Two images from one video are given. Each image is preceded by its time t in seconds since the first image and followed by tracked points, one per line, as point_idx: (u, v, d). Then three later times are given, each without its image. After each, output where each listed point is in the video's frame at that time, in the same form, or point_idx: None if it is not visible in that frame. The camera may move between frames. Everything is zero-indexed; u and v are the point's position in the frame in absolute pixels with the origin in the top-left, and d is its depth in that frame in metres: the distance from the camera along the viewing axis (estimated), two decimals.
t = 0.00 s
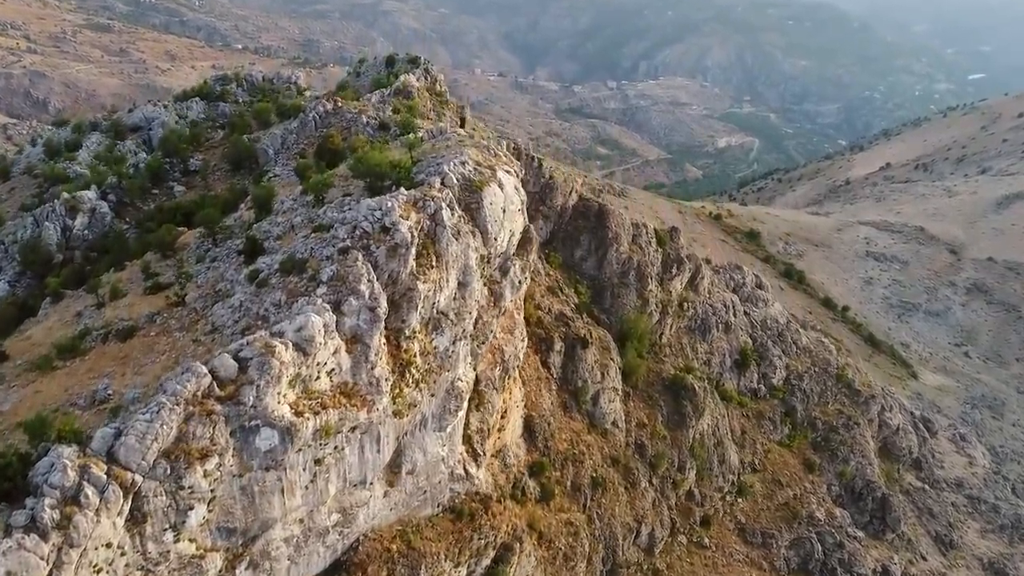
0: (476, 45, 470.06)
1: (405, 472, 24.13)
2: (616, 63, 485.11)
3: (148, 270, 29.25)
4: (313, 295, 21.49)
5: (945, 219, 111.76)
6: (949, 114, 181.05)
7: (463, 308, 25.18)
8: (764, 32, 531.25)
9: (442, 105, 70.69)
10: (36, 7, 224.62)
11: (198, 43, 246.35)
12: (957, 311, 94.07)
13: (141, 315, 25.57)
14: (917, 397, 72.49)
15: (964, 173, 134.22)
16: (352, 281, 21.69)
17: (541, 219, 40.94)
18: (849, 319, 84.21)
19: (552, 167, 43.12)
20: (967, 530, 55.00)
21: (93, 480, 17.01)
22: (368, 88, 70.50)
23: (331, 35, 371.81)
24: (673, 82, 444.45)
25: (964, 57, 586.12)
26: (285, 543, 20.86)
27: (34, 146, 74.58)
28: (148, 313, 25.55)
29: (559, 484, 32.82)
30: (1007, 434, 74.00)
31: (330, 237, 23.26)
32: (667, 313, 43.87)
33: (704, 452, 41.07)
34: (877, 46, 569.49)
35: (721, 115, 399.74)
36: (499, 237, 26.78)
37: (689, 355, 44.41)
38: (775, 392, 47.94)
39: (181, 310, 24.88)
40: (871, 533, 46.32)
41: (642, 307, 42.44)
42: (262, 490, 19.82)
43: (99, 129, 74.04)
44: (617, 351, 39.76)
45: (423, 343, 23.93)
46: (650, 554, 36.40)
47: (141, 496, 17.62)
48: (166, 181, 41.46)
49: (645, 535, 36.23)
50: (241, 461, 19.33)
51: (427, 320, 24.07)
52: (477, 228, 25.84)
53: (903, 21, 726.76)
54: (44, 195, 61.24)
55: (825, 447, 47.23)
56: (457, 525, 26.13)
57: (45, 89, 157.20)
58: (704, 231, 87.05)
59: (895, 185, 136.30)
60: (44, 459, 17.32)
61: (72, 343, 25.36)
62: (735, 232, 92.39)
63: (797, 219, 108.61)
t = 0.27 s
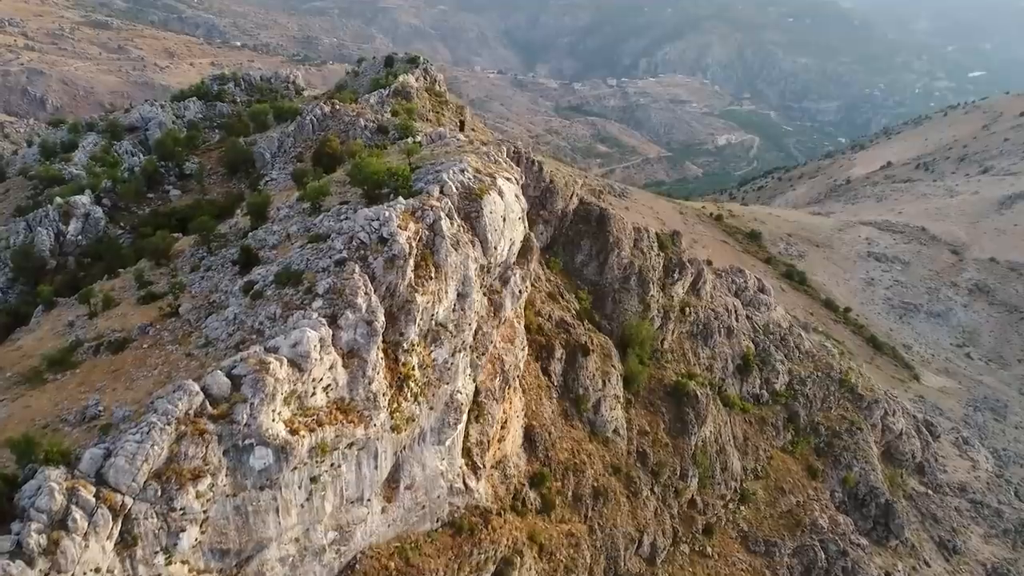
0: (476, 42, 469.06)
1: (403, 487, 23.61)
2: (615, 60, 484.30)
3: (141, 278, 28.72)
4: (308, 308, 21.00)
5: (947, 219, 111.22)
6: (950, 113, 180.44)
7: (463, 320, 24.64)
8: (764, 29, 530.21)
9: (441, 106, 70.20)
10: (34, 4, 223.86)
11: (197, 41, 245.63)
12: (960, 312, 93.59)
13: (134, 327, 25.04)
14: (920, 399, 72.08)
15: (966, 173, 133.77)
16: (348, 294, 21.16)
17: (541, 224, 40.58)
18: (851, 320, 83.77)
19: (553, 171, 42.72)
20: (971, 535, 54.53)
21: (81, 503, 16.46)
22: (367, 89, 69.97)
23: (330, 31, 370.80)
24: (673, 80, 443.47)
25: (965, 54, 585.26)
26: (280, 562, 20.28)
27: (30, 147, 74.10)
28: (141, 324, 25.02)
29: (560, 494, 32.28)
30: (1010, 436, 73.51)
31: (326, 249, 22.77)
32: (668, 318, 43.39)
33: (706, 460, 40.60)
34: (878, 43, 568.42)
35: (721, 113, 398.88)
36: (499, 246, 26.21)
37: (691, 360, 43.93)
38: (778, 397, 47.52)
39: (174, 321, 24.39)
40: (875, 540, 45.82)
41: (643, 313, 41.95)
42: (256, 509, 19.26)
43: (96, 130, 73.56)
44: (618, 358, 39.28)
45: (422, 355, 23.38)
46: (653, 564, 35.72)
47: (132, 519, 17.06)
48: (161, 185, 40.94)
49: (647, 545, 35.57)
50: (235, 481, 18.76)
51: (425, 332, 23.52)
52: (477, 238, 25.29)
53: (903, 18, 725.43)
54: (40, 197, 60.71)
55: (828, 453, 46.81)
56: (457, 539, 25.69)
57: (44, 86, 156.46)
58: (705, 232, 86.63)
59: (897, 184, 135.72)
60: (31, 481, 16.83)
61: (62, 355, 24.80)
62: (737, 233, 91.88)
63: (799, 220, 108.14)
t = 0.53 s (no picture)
0: (476, 39, 467.60)
1: (401, 507, 23.00)
2: (615, 57, 483.09)
3: (133, 289, 28.08)
4: (303, 325, 20.36)
5: (950, 218, 110.51)
6: (952, 111, 179.64)
7: (462, 334, 23.98)
8: (764, 26, 528.89)
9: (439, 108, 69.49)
10: None
11: (195, 37, 244.60)
12: (962, 313, 93.00)
13: (125, 341, 24.42)
14: (922, 403, 71.54)
15: (968, 172, 133.11)
16: (344, 311, 20.53)
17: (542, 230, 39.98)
18: (853, 322, 83.22)
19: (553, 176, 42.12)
20: (975, 541, 53.97)
21: (65, 533, 15.83)
22: (365, 90, 69.26)
23: (329, 28, 369.38)
24: (673, 76, 442.26)
25: (964, 50, 584.30)
26: None
27: (24, 148, 73.43)
28: (131, 338, 24.39)
29: (561, 508, 31.70)
30: (1014, 440, 72.97)
31: (322, 263, 22.15)
32: (671, 325, 42.76)
33: (709, 469, 40.04)
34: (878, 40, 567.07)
35: (721, 110, 397.88)
36: (499, 258, 25.55)
37: (693, 367, 43.35)
38: (781, 403, 46.99)
39: (166, 336, 23.76)
40: (880, 549, 45.28)
41: (645, 320, 41.33)
42: (249, 535, 18.56)
43: (91, 130, 72.90)
44: (620, 367, 38.68)
45: (420, 372, 22.76)
46: None
47: (119, 548, 16.41)
48: (156, 190, 40.28)
49: (650, 558, 34.96)
50: (227, 506, 18.09)
51: (424, 348, 22.88)
52: (477, 249, 24.63)
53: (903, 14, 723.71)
54: (34, 199, 60.02)
55: (832, 461, 46.26)
56: (456, 559, 25.18)
57: (41, 83, 155.42)
58: (706, 232, 85.99)
59: (899, 183, 134.98)
60: (14, 510, 16.21)
61: (51, 370, 24.17)
62: (738, 234, 91.17)
63: (800, 220, 107.47)
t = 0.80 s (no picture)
0: (475, 35, 466.45)
1: (399, 525, 22.45)
2: (615, 54, 482.04)
3: (126, 299, 27.47)
4: (298, 341, 19.82)
5: (951, 218, 109.92)
6: (952, 109, 179.01)
7: (462, 347, 23.43)
8: (764, 23, 527.85)
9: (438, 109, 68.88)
10: None
11: (195, 34, 243.70)
12: (964, 313, 92.56)
13: (118, 354, 23.81)
14: (925, 405, 71.21)
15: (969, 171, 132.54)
16: (341, 327, 19.99)
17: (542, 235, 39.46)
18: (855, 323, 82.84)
19: (554, 180, 41.58)
20: (979, 547, 53.53)
21: (52, 562, 15.25)
22: (364, 90, 68.61)
23: (328, 24, 368.17)
24: (673, 74, 441.37)
25: (964, 47, 583.49)
26: None
27: (21, 148, 72.82)
28: (125, 351, 23.80)
29: (562, 520, 31.18)
30: (1017, 443, 72.59)
31: (318, 275, 21.59)
32: (673, 331, 42.23)
33: (712, 477, 39.56)
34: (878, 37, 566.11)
35: (721, 107, 397.06)
36: (499, 269, 24.96)
37: (695, 374, 42.86)
38: (784, 410, 46.54)
39: (159, 350, 23.15)
40: (884, 557, 44.88)
41: (647, 326, 40.79)
42: (243, 559, 17.97)
43: (88, 130, 72.27)
44: (622, 374, 38.17)
45: (419, 387, 22.20)
46: None
47: None
48: (152, 194, 39.60)
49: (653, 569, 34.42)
50: (220, 530, 17.49)
51: (422, 362, 22.33)
52: (476, 260, 24.07)
53: (903, 11, 722.59)
54: (31, 201, 59.39)
55: (836, 467, 45.85)
56: None
57: (41, 81, 154.51)
58: (707, 233, 85.45)
59: (900, 182, 134.41)
60: None
61: (42, 385, 23.46)
62: (740, 234, 90.57)
63: (801, 220, 106.92)
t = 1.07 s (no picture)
0: (476, 31, 465.07)
1: (398, 544, 21.84)
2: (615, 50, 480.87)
3: (120, 307, 26.76)
4: (293, 357, 19.22)
5: (953, 218, 109.37)
6: (953, 108, 178.50)
7: (462, 362, 22.82)
8: (765, 20, 526.69)
9: (438, 109, 68.27)
10: None
11: (194, 29, 242.59)
12: (966, 315, 92.19)
13: (110, 367, 23.11)
14: (928, 410, 70.96)
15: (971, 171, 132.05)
16: (337, 344, 19.40)
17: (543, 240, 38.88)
18: (857, 326, 82.59)
19: (554, 183, 40.99)
20: (983, 555, 53.11)
21: None
22: (363, 90, 68.01)
23: (328, 19, 366.95)
24: (673, 70, 440.36)
25: (964, 44, 582.97)
26: None
27: (17, 146, 72.03)
28: (117, 363, 23.07)
29: (564, 533, 30.65)
30: (1020, 448, 72.27)
31: (314, 288, 20.98)
32: (675, 337, 41.66)
33: (715, 486, 39.11)
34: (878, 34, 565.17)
35: (721, 104, 396.23)
36: (499, 280, 24.33)
37: (698, 381, 42.36)
38: (788, 417, 46.13)
39: (152, 363, 22.44)
40: (889, 566, 44.53)
41: (649, 332, 40.22)
42: None
43: (85, 128, 71.52)
44: (624, 382, 37.64)
45: (417, 403, 21.60)
46: None
47: None
48: (148, 196, 38.85)
49: None
50: (212, 556, 16.85)
51: (421, 378, 21.74)
52: (476, 272, 23.47)
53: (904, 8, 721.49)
54: (28, 200, 58.67)
55: (840, 476, 45.54)
56: None
57: (41, 75, 153.53)
58: (709, 234, 84.90)
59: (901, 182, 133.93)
60: None
61: (32, 397, 22.81)
62: (741, 235, 89.99)
63: (802, 220, 106.39)
